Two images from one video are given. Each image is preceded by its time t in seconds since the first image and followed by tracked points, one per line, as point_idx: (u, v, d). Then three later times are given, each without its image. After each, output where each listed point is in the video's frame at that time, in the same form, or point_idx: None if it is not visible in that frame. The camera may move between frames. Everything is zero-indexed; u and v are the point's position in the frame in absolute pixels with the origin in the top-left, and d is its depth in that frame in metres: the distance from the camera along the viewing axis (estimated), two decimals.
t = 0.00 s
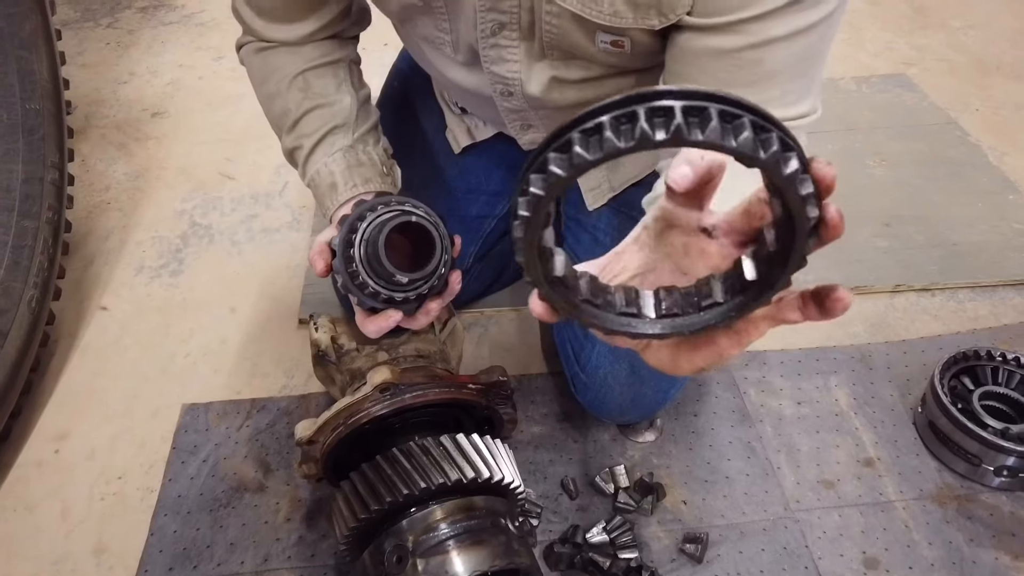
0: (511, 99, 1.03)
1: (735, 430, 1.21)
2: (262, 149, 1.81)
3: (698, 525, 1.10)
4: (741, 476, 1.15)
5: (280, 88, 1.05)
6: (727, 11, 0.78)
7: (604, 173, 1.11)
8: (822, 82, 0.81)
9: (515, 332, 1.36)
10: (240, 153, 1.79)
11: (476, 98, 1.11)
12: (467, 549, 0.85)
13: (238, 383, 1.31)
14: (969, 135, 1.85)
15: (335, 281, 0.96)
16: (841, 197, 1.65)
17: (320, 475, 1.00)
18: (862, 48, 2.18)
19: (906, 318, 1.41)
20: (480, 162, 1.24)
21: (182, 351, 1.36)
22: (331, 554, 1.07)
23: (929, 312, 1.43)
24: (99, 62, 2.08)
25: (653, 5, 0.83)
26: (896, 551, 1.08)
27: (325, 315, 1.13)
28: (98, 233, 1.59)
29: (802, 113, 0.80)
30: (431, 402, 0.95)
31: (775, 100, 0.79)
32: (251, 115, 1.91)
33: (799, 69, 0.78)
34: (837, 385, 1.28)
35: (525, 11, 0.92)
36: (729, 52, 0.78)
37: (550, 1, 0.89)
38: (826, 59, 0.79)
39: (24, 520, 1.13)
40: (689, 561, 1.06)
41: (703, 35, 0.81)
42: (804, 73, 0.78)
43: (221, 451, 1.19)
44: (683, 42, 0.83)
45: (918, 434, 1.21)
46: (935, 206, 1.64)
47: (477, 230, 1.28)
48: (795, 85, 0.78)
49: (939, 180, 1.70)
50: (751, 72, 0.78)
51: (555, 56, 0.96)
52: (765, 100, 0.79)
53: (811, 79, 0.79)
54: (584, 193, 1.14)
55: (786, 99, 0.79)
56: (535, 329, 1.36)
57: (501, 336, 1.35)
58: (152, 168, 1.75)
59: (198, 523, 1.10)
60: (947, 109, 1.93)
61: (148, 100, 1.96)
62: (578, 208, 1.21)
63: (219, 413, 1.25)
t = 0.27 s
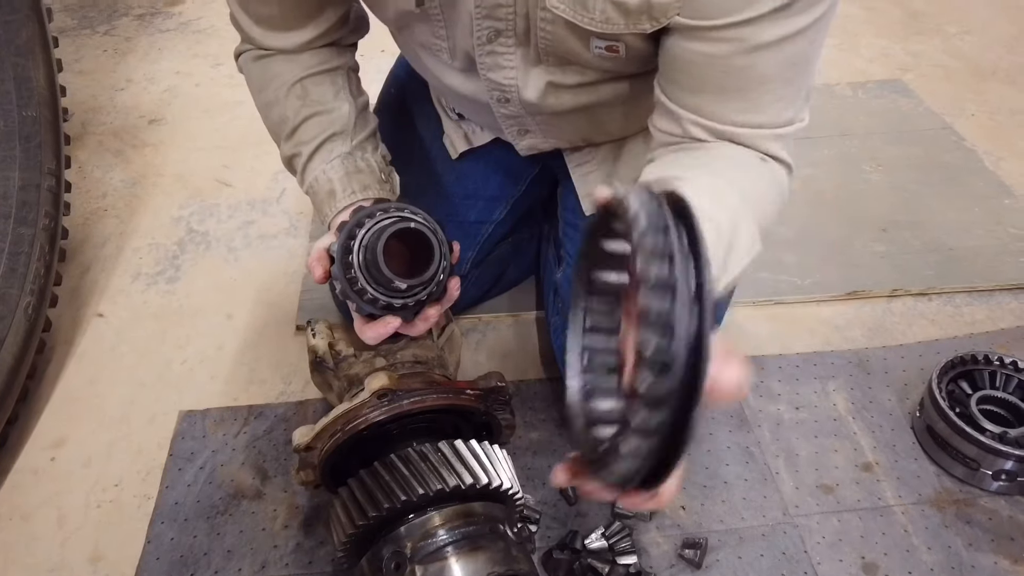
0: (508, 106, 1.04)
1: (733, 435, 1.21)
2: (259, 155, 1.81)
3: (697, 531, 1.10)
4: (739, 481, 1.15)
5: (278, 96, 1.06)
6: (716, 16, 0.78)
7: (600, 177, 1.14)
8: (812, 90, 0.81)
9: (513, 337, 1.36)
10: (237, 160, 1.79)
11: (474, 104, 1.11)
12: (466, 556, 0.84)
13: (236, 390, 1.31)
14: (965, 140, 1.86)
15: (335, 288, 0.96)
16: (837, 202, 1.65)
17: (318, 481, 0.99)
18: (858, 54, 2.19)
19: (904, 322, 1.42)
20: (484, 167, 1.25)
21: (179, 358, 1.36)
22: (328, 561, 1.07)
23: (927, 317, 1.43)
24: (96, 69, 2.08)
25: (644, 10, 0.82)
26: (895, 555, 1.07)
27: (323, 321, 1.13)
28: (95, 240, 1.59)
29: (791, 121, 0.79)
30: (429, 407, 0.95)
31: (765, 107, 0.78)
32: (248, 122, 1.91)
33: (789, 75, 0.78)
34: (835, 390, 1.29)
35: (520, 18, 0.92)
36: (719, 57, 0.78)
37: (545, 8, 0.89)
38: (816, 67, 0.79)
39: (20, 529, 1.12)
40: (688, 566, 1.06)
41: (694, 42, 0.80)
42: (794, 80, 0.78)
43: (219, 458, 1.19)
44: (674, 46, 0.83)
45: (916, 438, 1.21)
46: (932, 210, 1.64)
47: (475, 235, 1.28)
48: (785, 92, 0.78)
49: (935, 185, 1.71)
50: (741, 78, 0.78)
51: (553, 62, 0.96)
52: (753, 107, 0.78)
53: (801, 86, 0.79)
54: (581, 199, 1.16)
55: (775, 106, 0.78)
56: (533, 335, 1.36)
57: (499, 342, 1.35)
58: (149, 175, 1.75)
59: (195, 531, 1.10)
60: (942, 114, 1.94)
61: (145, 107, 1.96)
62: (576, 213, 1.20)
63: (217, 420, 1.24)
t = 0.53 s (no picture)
0: (506, 111, 1.04)
1: (732, 439, 1.21)
2: (257, 160, 1.81)
3: (697, 535, 1.10)
4: (738, 485, 1.15)
5: (274, 100, 1.06)
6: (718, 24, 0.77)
7: (599, 180, 1.14)
8: (807, 95, 0.83)
9: (512, 341, 1.36)
10: (235, 165, 1.79)
11: (471, 108, 1.11)
12: (465, 560, 0.84)
13: (233, 395, 1.30)
14: (961, 144, 1.86)
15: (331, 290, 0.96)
16: (834, 206, 1.66)
17: (317, 487, 0.99)
18: (854, 59, 2.20)
19: (902, 326, 1.42)
20: (479, 171, 1.24)
21: (176, 363, 1.35)
22: (327, 567, 1.06)
23: (925, 320, 1.43)
24: (93, 75, 2.08)
25: (643, 16, 0.82)
26: (895, 559, 1.07)
27: (321, 326, 1.14)
28: (92, 245, 1.58)
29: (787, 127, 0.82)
30: (428, 411, 0.94)
31: (764, 116, 0.80)
32: (246, 127, 1.91)
33: (788, 83, 0.79)
34: (833, 393, 1.28)
35: (518, 22, 0.92)
36: (721, 65, 0.78)
37: (542, 12, 0.88)
38: (812, 73, 0.81)
39: (16, 535, 1.12)
40: (688, 570, 1.05)
41: (692, 48, 0.80)
42: (792, 88, 0.79)
43: (216, 464, 1.18)
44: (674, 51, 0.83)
45: (915, 441, 1.21)
46: (929, 214, 1.65)
47: (472, 239, 1.27)
48: (784, 100, 0.79)
49: (932, 188, 1.71)
50: (742, 86, 0.78)
51: (550, 67, 0.96)
52: (754, 117, 0.80)
53: (799, 91, 0.81)
54: (580, 203, 1.16)
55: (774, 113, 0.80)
56: (532, 339, 1.36)
57: (497, 346, 1.35)
58: (147, 181, 1.75)
59: (192, 536, 1.09)
60: (938, 118, 1.94)
61: (143, 112, 1.96)
62: (573, 217, 1.20)
63: (214, 425, 1.24)
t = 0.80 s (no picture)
0: (504, 115, 1.04)
1: (731, 442, 1.21)
2: (254, 164, 1.81)
3: (696, 537, 1.09)
4: (738, 487, 1.15)
5: (272, 105, 1.06)
6: (710, 32, 0.77)
7: (597, 183, 1.14)
8: (797, 102, 0.83)
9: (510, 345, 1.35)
10: (232, 169, 1.79)
11: (469, 112, 1.11)
12: (464, 564, 0.84)
13: (231, 400, 1.30)
14: (957, 146, 1.87)
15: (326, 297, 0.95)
16: (831, 208, 1.66)
17: (315, 491, 0.99)
18: (850, 62, 2.20)
19: (900, 328, 1.42)
20: (477, 175, 1.25)
21: (174, 368, 1.35)
22: (326, 571, 1.06)
23: (923, 322, 1.43)
24: (91, 80, 2.08)
25: (638, 23, 0.83)
26: (895, 561, 1.07)
27: (320, 329, 1.14)
28: (89, 249, 1.58)
29: (776, 135, 0.82)
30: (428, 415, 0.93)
31: (753, 124, 0.80)
32: (243, 132, 1.91)
33: (778, 92, 0.78)
34: (832, 395, 1.29)
35: (515, 26, 0.92)
36: (711, 74, 0.78)
37: (539, 18, 0.88)
38: (803, 81, 0.81)
39: (13, 541, 1.11)
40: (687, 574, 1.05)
41: (684, 56, 0.80)
42: (782, 97, 0.79)
43: (215, 468, 1.18)
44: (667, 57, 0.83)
45: (914, 443, 1.21)
46: (926, 216, 1.65)
47: (470, 242, 1.28)
48: (773, 109, 0.79)
49: (929, 191, 1.72)
50: (733, 94, 0.78)
51: (548, 71, 0.96)
52: (743, 125, 0.80)
53: (790, 99, 0.80)
54: (578, 206, 1.16)
55: (763, 122, 0.80)
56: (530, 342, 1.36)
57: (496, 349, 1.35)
58: (144, 185, 1.75)
59: (191, 541, 1.09)
60: (934, 120, 1.95)
61: (140, 117, 1.96)
62: (572, 219, 1.21)
63: (212, 429, 1.24)
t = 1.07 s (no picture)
0: (501, 120, 1.04)
1: (729, 444, 1.21)
2: (251, 169, 1.81)
3: (695, 540, 1.09)
4: (736, 490, 1.15)
5: (269, 110, 1.06)
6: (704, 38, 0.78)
7: (594, 186, 1.14)
8: (791, 109, 0.83)
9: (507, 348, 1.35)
10: (229, 174, 1.79)
11: (466, 117, 1.11)
12: (463, 567, 0.84)
13: (229, 404, 1.30)
14: (953, 149, 1.87)
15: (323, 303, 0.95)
16: (828, 211, 1.66)
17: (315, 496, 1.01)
18: (846, 66, 2.21)
19: (897, 331, 1.42)
20: (475, 178, 1.25)
21: (171, 372, 1.35)
22: None
23: (920, 324, 1.43)
24: (87, 84, 2.08)
25: (633, 28, 0.83)
26: (893, 563, 1.07)
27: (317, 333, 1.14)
28: (86, 254, 1.58)
29: (768, 141, 0.82)
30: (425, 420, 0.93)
31: (745, 130, 0.80)
32: (240, 136, 1.91)
33: (771, 98, 0.79)
34: (829, 398, 1.29)
35: (513, 32, 0.92)
36: (705, 80, 0.79)
37: (536, 25, 0.89)
38: (796, 88, 0.81)
39: (10, 547, 1.11)
40: None
41: (677, 61, 0.81)
42: (774, 104, 0.80)
43: (212, 473, 1.18)
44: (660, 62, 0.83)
45: (912, 446, 1.21)
46: (922, 219, 1.65)
47: (468, 246, 1.28)
48: (765, 115, 0.80)
49: (925, 193, 1.72)
50: (726, 99, 0.79)
51: (545, 76, 0.97)
52: (736, 131, 0.80)
53: (783, 105, 0.80)
54: (575, 209, 1.17)
55: (756, 128, 0.80)
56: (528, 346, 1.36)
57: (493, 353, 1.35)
58: (141, 190, 1.74)
59: (188, 547, 1.09)
60: (929, 124, 1.96)
61: (137, 122, 1.96)
62: (570, 223, 1.21)
63: (210, 434, 1.23)
